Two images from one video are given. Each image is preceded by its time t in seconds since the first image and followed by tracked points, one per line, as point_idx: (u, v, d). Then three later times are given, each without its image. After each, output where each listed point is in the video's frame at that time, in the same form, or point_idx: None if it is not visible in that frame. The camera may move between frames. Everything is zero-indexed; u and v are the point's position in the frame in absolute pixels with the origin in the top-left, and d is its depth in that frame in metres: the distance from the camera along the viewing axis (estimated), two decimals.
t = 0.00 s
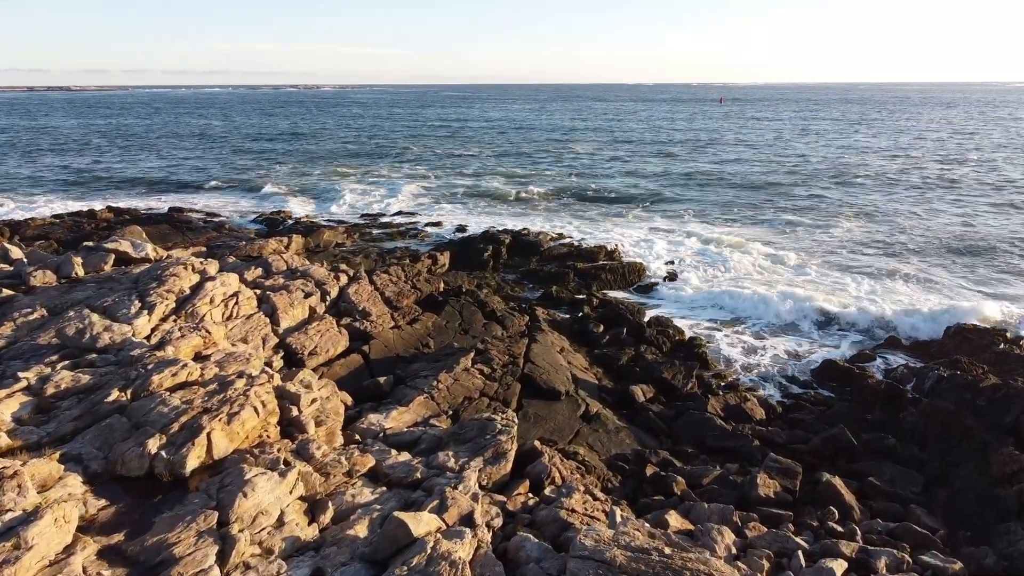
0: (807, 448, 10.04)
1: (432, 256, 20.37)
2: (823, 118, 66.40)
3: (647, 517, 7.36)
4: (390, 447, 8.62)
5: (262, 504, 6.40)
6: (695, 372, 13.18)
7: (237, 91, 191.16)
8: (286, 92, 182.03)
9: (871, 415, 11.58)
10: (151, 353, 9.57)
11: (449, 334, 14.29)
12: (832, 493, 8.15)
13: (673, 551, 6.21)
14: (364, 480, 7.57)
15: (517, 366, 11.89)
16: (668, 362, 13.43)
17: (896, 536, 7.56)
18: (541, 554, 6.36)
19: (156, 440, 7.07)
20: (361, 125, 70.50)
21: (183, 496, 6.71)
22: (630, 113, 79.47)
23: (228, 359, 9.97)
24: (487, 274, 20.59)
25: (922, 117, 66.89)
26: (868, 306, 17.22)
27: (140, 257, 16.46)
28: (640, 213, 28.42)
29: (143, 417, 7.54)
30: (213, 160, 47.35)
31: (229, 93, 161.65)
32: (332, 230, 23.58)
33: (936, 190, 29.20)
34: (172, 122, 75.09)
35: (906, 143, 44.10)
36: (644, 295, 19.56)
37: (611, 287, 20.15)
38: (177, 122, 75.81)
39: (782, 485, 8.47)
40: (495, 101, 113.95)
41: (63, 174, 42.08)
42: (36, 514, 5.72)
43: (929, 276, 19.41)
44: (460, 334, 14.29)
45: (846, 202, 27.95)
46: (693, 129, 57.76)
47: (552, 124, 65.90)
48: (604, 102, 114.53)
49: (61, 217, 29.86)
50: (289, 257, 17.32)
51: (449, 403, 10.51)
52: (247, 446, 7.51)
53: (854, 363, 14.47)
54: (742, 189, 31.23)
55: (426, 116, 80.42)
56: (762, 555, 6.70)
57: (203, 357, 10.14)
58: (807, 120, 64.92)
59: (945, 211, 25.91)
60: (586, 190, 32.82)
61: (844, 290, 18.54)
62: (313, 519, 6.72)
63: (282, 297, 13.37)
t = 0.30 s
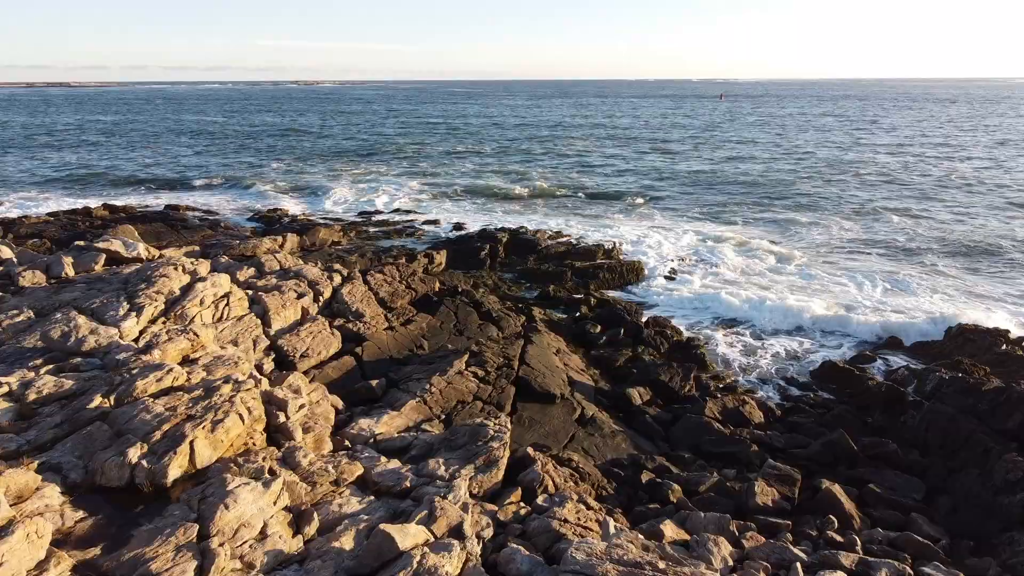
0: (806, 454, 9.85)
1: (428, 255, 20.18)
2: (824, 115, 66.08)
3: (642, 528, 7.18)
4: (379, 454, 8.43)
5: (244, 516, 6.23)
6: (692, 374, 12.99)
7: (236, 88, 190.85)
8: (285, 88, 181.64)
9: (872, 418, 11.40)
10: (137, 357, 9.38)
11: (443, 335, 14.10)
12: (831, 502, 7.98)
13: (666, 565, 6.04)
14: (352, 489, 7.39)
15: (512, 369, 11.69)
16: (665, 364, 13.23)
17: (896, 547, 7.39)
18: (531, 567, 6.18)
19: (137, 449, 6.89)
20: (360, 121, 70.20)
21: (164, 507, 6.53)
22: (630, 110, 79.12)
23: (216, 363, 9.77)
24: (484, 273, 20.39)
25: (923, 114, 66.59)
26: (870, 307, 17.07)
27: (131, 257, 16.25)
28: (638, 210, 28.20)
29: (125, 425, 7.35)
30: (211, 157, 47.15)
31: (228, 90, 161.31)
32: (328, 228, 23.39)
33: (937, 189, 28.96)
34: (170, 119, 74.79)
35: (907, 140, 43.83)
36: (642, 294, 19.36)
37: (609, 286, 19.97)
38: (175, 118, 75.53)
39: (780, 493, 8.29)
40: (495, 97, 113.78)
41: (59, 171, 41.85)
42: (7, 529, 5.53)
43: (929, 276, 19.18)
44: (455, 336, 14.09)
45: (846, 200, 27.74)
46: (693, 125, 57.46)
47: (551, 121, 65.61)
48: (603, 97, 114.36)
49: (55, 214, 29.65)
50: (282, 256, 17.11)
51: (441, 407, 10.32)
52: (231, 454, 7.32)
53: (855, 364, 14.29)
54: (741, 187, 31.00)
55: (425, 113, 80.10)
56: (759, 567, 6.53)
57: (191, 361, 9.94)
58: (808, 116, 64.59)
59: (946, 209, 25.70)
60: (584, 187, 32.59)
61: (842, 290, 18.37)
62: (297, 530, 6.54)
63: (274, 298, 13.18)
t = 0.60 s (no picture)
0: (805, 459, 9.67)
1: (424, 253, 19.99)
2: (825, 111, 65.79)
3: (636, 539, 7.00)
4: (369, 461, 8.25)
5: (226, 530, 6.05)
6: (690, 376, 12.80)
7: (235, 84, 190.43)
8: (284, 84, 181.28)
9: (872, 421, 11.24)
10: (122, 361, 9.18)
11: (438, 335, 13.92)
12: (831, 511, 7.80)
13: None
14: (339, 498, 7.20)
15: (506, 372, 11.49)
16: (663, 366, 13.04)
17: (898, 557, 7.23)
18: None
19: (117, 459, 6.70)
20: (359, 118, 69.92)
21: (143, 519, 6.35)
22: (630, 106, 78.72)
23: (204, 367, 9.57)
24: (480, 272, 20.21)
25: (925, 110, 66.19)
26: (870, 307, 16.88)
27: (123, 256, 16.05)
28: (637, 208, 28.00)
29: (105, 433, 7.15)
30: (208, 154, 46.89)
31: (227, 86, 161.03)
32: (324, 226, 23.19)
33: (938, 186, 28.73)
34: (168, 115, 74.53)
35: (908, 137, 43.54)
36: (639, 293, 19.19)
37: (607, 285, 19.77)
38: (173, 115, 75.28)
39: (779, 502, 8.11)
40: (494, 94, 113.34)
41: (55, 167, 41.65)
42: None
43: (931, 275, 19.01)
44: (450, 337, 13.90)
45: (846, 197, 27.53)
46: (693, 122, 57.18)
47: (550, 118, 65.33)
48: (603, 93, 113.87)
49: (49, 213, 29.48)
50: (276, 255, 16.91)
51: (434, 411, 10.12)
52: (215, 463, 7.13)
53: (856, 366, 14.12)
54: (741, 184, 30.79)
55: (425, 109, 79.77)
56: None
57: (178, 365, 9.74)
58: (809, 113, 64.30)
59: (946, 207, 25.48)
60: (583, 184, 32.37)
61: (844, 290, 18.13)
62: (281, 542, 6.37)
63: (266, 299, 12.97)
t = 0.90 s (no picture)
0: (805, 465, 9.48)
1: (420, 252, 19.77)
2: (826, 107, 65.48)
3: (631, 552, 6.81)
4: (358, 469, 8.06)
5: (206, 546, 5.86)
6: (689, 379, 12.59)
7: (234, 80, 190.04)
8: (283, 81, 180.82)
9: (873, 425, 11.06)
10: (106, 366, 8.97)
11: (432, 337, 13.72)
12: (831, 520, 7.63)
13: None
14: (326, 509, 7.01)
15: (501, 375, 11.27)
16: (660, 369, 12.83)
17: (899, 570, 7.05)
18: None
19: (96, 470, 6.50)
20: (358, 114, 69.66)
21: (121, 533, 6.16)
22: (629, 103, 78.44)
23: (191, 372, 9.36)
24: (477, 271, 20.02)
25: (925, 106, 65.93)
26: (872, 309, 16.63)
27: (114, 257, 15.84)
28: (636, 206, 27.79)
29: (85, 443, 6.94)
30: (205, 151, 46.66)
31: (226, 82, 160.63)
32: (320, 224, 22.99)
33: (939, 184, 28.51)
34: (166, 112, 74.24)
35: (909, 134, 43.29)
36: (637, 292, 18.99)
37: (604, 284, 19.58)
38: (171, 111, 74.99)
39: (778, 512, 7.92)
40: (494, 91, 113.16)
41: (51, 164, 41.42)
42: None
43: (932, 275, 18.82)
44: (444, 338, 13.70)
45: (846, 195, 27.33)
46: (692, 119, 56.92)
47: (549, 115, 65.07)
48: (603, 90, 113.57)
49: (44, 211, 29.29)
50: (270, 255, 16.70)
51: (427, 417, 9.93)
52: (198, 473, 6.92)
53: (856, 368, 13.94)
54: (740, 181, 30.58)
55: (424, 106, 79.49)
56: None
57: (165, 370, 9.53)
58: (810, 109, 63.96)
59: (947, 205, 25.29)
60: (581, 182, 32.16)
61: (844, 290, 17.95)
62: (264, 557, 6.18)
63: (258, 301, 12.76)
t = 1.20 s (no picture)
0: (805, 472, 9.29)
1: (416, 251, 19.54)
2: (827, 104, 65.14)
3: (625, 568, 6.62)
4: (347, 478, 7.86)
5: (184, 563, 5.67)
6: (687, 382, 12.38)
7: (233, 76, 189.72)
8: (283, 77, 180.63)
9: (873, 430, 10.88)
10: (90, 372, 8.76)
11: (427, 339, 13.53)
12: (832, 532, 7.44)
13: None
14: (312, 522, 6.81)
15: (496, 379, 11.06)
16: (659, 371, 12.61)
17: None
18: None
19: (73, 483, 6.30)
20: (357, 111, 69.36)
21: (98, 548, 5.97)
22: (628, 99, 78.22)
23: (177, 377, 9.16)
24: (474, 270, 19.82)
25: (926, 103, 65.67)
26: (875, 313, 16.40)
27: (105, 257, 15.61)
28: (634, 204, 27.60)
29: (62, 454, 6.73)
30: (202, 148, 46.42)
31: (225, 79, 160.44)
32: (316, 223, 22.78)
33: (941, 182, 28.30)
34: (164, 108, 73.97)
35: (910, 131, 43.06)
36: (635, 291, 18.81)
37: (602, 284, 19.39)
38: (169, 107, 74.72)
39: (777, 523, 7.72)
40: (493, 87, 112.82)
41: (47, 161, 41.20)
42: None
43: (933, 276, 18.64)
44: (439, 340, 13.51)
45: (846, 193, 27.14)
46: (692, 116, 56.66)
47: (548, 111, 64.78)
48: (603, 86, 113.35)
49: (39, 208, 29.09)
50: (263, 255, 16.47)
51: (419, 423, 9.73)
52: (180, 485, 6.71)
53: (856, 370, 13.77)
54: (739, 179, 30.37)
55: (423, 102, 79.17)
56: None
57: (151, 375, 9.31)
58: (811, 106, 63.64)
59: (948, 204, 25.10)
60: (579, 179, 31.96)
61: (845, 291, 17.76)
62: (246, 573, 5.98)
63: (249, 302, 12.54)
